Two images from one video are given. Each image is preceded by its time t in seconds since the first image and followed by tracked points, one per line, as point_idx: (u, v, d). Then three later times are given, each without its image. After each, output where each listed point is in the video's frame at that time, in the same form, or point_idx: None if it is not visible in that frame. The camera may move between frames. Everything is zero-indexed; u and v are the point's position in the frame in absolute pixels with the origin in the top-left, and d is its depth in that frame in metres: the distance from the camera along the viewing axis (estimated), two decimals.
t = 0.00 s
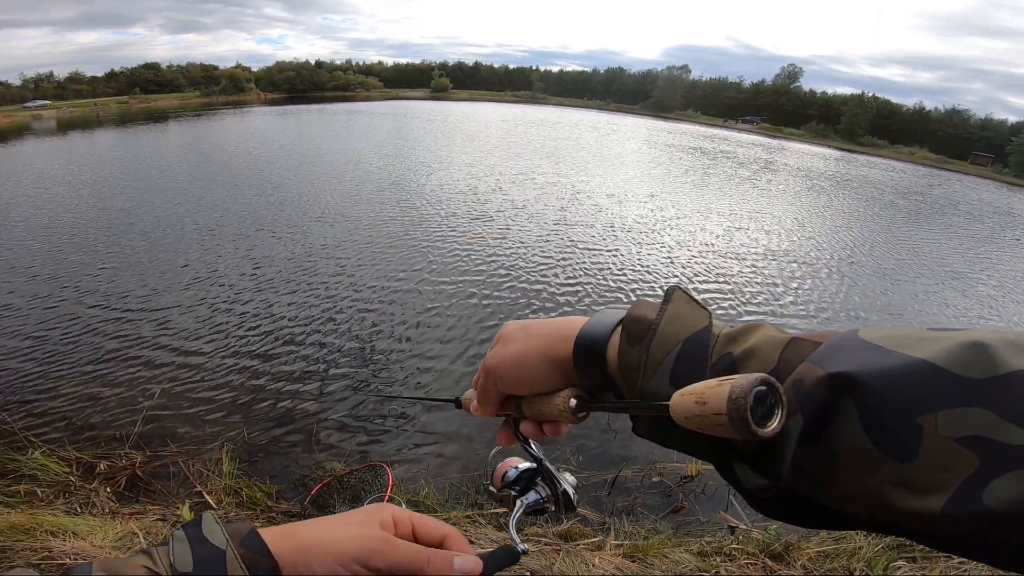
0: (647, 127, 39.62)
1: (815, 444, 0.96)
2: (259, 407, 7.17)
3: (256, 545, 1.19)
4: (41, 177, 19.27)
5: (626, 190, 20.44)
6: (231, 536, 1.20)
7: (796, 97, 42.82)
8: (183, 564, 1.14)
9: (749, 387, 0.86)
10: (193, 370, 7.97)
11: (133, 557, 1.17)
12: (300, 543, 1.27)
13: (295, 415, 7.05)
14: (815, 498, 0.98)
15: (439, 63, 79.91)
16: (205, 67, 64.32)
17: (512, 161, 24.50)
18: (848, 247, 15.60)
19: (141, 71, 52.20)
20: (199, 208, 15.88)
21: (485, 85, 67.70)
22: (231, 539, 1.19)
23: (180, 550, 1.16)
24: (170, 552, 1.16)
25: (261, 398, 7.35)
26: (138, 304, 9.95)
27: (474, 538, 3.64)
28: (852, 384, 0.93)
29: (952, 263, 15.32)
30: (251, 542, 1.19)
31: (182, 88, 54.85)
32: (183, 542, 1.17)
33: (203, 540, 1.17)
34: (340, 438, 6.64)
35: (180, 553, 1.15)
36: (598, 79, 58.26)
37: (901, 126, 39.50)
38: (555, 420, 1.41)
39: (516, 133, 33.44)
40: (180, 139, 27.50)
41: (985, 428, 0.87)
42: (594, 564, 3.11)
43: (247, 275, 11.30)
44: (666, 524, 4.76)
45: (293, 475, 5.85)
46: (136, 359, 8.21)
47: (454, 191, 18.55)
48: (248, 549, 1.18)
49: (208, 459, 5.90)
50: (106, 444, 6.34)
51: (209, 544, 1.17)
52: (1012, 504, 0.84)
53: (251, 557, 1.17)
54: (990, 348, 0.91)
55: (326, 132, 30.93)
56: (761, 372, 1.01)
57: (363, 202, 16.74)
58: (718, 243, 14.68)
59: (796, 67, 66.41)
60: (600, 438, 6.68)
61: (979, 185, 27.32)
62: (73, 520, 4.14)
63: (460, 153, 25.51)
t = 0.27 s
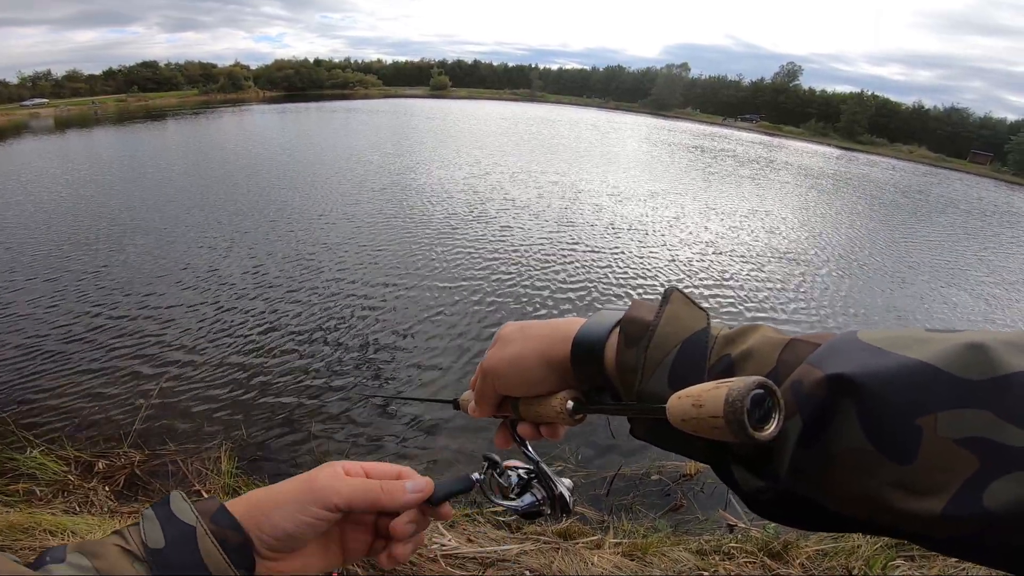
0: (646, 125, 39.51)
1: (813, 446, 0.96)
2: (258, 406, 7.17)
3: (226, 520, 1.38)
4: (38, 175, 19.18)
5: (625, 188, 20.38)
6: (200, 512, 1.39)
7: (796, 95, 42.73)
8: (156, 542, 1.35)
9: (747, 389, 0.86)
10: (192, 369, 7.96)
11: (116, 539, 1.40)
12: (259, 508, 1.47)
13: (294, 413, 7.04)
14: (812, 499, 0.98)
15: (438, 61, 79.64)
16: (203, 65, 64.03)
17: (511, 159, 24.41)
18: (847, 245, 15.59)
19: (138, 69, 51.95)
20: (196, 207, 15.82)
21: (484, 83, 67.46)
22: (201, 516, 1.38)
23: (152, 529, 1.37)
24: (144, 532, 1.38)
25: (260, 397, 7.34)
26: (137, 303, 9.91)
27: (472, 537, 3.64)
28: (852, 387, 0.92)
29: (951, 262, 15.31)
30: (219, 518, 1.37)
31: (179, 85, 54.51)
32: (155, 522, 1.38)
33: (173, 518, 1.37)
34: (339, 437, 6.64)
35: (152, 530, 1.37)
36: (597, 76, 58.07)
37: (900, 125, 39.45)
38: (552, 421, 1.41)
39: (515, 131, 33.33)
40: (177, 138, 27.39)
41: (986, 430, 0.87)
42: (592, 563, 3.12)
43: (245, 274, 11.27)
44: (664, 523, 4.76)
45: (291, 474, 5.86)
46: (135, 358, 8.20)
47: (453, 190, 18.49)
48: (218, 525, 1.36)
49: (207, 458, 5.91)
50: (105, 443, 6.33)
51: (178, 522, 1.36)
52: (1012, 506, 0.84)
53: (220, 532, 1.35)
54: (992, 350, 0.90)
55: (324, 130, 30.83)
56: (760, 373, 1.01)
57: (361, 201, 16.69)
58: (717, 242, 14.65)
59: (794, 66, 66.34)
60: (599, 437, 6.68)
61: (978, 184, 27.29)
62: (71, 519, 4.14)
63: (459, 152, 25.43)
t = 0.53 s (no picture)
0: (644, 124, 39.55)
1: (813, 442, 0.96)
2: (257, 405, 7.16)
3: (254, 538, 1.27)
4: (37, 174, 19.17)
5: (624, 187, 20.41)
6: (227, 529, 1.27)
7: (794, 94, 42.77)
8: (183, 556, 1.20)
9: (746, 383, 0.86)
10: (191, 368, 7.95)
11: (134, 553, 1.22)
12: (286, 527, 1.37)
13: (294, 412, 7.04)
14: (811, 496, 0.98)
15: (436, 60, 79.59)
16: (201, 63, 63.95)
17: (510, 158, 24.42)
18: (845, 244, 15.61)
19: (136, 68, 51.99)
20: (195, 206, 15.82)
21: (483, 82, 67.44)
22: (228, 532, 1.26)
23: (180, 544, 1.22)
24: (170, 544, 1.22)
25: (259, 396, 7.33)
26: (136, 302, 9.92)
27: (472, 535, 3.64)
28: (849, 382, 0.92)
29: (948, 260, 15.34)
30: (247, 534, 1.27)
31: (177, 84, 54.45)
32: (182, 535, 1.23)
33: (200, 533, 1.24)
34: (338, 435, 6.63)
35: (181, 547, 1.22)
36: (595, 75, 58.06)
37: (898, 123, 39.50)
38: (550, 418, 1.41)
39: (514, 130, 33.35)
40: (176, 136, 27.39)
41: (984, 426, 0.87)
42: (591, 561, 3.12)
43: (244, 272, 11.27)
44: (663, 522, 4.77)
45: (290, 472, 5.85)
46: (133, 357, 8.19)
47: (452, 188, 18.49)
48: (246, 542, 1.26)
49: (206, 457, 5.90)
50: (104, 442, 6.33)
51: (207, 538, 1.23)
52: (1013, 503, 0.83)
53: (248, 549, 1.25)
54: (990, 346, 0.90)
55: (322, 129, 30.83)
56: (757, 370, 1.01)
57: (360, 200, 16.68)
58: (716, 241, 14.67)
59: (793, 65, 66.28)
60: (597, 435, 6.69)
61: (976, 182, 27.33)
62: (70, 518, 4.14)
63: (457, 150, 25.43)
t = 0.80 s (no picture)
0: (643, 123, 39.60)
1: (813, 441, 0.96)
2: (257, 404, 7.16)
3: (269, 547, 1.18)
4: (36, 173, 19.19)
5: (624, 186, 20.43)
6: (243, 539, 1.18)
7: (793, 93, 42.82)
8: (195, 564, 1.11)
9: (745, 382, 0.87)
10: (190, 367, 7.96)
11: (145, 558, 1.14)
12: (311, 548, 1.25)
13: (294, 411, 7.04)
14: (810, 495, 0.99)
15: (435, 58, 79.54)
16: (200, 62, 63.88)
17: (509, 156, 24.44)
18: (844, 243, 15.65)
19: (135, 67, 52.05)
20: (194, 204, 15.82)
21: (482, 80, 67.45)
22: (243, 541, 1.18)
23: (193, 551, 1.13)
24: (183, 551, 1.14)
25: (259, 395, 7.33)
26: (136, 301, 9.93)
27: (471, 534, 3.65)
28: (848, 381, 0.93)
29: (946, 259, 15.39)
30: (263, 545, 1.18)
31: (176, 83, 54.39)
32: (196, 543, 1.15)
33: (214, 541, 1.15)
34: (337, 434, 6.64)
35: (194, 555, 1.13)
36: (594, 74, 58.08)
37: (897, 122, 39.59)
38: (552, 417, 1.42)
39: (513, 128, 33.38)
40: (175, 135, 27.38)
41: (979, 426, 0.88)
42: (590, 559, 3.14)
43: (244, 271, 11.27)
44: (662, 520, 4.79)
45: (290, 471, 5.86)
46: (133, 356, 8.20)
47: (452, 187, 18.51)
48: (261, 551, 1.16)
49: (205, 455, 5.90)
50: (103, 441, 6.33)
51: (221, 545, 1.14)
52: (1008, 502, 0.84)
53: (262, 560, 1.15)
54: (987, 345, 0.91)
55: (322, 127, 30.84)
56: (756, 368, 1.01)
57: (359, 198, 16.70)
58: (715, 240, 14.70)
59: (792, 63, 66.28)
60: (596, 434, 6.70)
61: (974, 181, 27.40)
62: (69, 517, 4.14)
63: (456, 149, 25.44)
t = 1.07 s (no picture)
0: (643, 122, 39.52)
1: (810, 446, 0.97)
2: (256, 403, 7.17)
3: (241, 527, 1.42)
4: (33, 173, 19.08)
5: (623, 185, 20.39)
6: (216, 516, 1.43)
7: (793, 92, 42.77)
8: (169, 544, 1.36)
9: (745, 387, 0.87)
10: (190, 366, 7.97)
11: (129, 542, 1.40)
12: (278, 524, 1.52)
13: (293, 410, 7.04)
14: (808, 500, 0.99)
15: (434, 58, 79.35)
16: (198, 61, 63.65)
17: (509, 156, 24.37)
18: (843, 242, 15.66)
19: (132, 66, 51.81)
20: (192, 204, 15.78)
21: (481, 79, 67.27)
22: (214, 520, 1.42)
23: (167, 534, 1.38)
24: (156, 534, 1.39)
25: (258, 395, 7.33)
26: (134, 300, 9.90)
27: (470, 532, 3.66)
28: (847, 386, 0.93)
29: (946, 258, 15.39)
30: (234, 525, 1.42)
31: (174, 82, 54.14)
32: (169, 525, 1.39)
33: (185, 524, 1.39)
34: (337, 433, 6.64)
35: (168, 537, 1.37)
36: (594, 72, 57.93)
37: (896, 121, 39.56)
38: (552, 422, 1.42)
39: (513, 128, 33.31)
40: (173, 134, 27.31)
41: (979, 428, 0.88)
42: (590, 558, 3.15)
43: (242, 271, 11.25)
44: (661, 518, 4.80)
45: (289, 470, 5.87)
46: (132, 355, 8.20)
47: (451, 187, 18.45)
48: (234, 530, 1.41)
49: (204, 455, 5.91)
50: (102, 440, 6.34)
51: (192, 526, 1.38)
52: (1009, 506, 0.84)
53: (236, 538, 1.40)
54: (986, 350, 0.91)
55: (321, 126, 30.77)
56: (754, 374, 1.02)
57: (358, 198, 16.66)
58: (715, 239, 14.70)
59: (791, 62, 66.24)
60: (596, 432, 6.71)
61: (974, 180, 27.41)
62: (69, 516, 4.14)
63: (455, 148, 25.39)
